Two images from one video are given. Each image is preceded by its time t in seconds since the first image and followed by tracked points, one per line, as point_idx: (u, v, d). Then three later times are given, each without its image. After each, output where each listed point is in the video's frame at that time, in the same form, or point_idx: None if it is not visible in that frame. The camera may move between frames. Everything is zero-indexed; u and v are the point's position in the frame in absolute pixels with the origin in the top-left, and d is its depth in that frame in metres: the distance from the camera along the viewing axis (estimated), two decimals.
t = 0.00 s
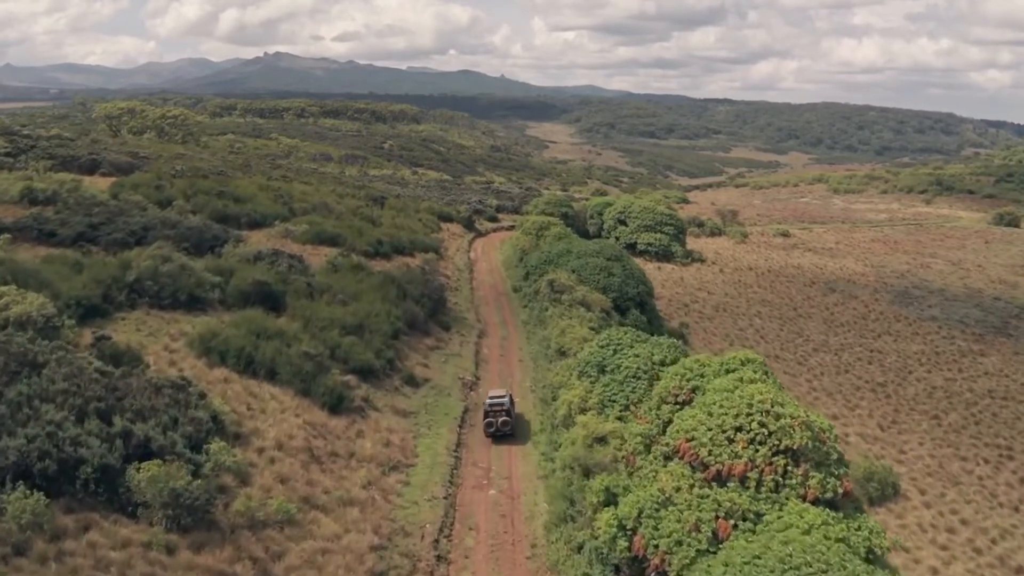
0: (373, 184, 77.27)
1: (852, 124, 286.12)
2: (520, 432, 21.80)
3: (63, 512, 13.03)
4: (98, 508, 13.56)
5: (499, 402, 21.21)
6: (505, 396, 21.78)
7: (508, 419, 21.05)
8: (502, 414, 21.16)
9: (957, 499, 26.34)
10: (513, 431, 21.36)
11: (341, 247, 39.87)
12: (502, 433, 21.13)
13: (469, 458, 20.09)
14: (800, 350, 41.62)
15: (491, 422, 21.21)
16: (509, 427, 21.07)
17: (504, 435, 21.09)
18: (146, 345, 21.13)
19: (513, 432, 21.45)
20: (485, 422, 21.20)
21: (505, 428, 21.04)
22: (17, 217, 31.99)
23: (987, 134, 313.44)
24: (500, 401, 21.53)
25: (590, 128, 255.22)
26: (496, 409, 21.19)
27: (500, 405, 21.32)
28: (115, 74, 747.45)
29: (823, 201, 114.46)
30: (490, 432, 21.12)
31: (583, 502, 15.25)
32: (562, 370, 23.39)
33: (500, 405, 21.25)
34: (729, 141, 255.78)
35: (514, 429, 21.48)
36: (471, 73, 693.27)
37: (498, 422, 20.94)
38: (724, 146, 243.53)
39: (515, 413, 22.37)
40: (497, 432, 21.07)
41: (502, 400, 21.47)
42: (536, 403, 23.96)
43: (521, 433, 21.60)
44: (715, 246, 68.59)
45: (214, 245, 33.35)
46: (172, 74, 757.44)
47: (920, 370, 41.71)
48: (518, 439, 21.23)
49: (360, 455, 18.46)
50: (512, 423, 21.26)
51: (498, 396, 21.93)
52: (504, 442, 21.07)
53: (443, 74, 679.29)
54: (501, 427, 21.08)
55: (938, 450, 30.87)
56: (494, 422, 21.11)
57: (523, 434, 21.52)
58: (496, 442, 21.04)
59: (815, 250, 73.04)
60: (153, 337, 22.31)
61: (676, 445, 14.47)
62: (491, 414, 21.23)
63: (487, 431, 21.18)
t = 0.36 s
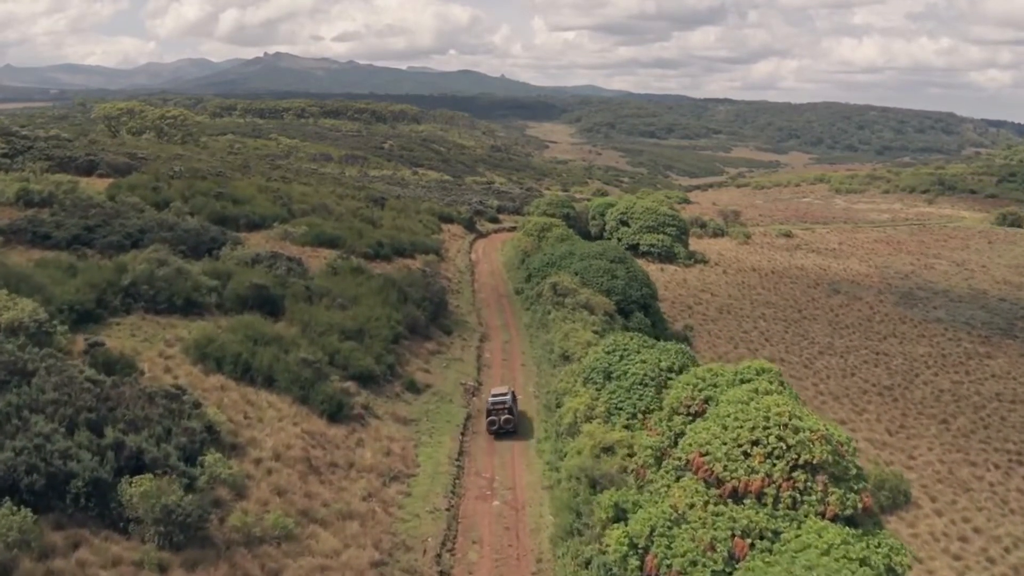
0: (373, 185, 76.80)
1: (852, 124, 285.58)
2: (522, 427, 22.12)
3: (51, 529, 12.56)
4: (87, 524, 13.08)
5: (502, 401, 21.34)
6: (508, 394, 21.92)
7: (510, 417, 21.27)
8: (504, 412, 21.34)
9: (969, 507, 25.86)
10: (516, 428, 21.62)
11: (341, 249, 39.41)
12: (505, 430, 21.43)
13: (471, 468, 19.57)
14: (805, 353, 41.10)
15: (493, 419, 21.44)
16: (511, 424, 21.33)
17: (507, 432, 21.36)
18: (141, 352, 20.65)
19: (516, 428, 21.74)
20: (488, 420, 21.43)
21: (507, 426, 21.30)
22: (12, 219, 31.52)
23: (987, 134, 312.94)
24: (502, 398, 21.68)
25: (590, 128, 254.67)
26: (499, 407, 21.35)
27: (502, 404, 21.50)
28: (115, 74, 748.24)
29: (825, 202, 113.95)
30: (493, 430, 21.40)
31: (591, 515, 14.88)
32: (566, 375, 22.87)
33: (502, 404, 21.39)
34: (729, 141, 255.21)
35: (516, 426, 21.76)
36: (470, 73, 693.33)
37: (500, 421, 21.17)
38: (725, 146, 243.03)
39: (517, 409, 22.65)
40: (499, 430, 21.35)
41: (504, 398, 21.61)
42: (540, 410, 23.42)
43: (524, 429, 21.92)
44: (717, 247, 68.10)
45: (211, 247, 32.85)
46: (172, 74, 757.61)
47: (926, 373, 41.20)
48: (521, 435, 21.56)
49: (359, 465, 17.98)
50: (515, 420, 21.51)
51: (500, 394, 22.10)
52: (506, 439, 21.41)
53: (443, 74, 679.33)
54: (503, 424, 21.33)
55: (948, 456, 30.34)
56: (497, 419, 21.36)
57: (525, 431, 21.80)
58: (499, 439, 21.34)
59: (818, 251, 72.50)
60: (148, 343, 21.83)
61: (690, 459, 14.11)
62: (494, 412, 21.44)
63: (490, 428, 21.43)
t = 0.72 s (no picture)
0: (373, 185, 76.30)
1: (853, 123, 284.95)
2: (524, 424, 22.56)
3: (36, 548, 12.03)
4: (76, 542, 12.56)
5: (506, 397, 21.75)
6: (512, 391, 22.29)
7: (515, 414, 21.59)
8: (509, 408, 21.70)
9: (982, 514, 25.37)
10: (519, 425, 21.92)
11: (341, 251, 38.88)
12: (509, 427, 21.73)
13: (474, 479, 19.03)
14: (811, 356, 40.53)
15: (498, 416, 21.75)
16: (515, 421, 21.63)
17: (511, 429, 21.67)
18: (135, 359, 20.12)
19: (520, 426, 22.03)
20: (493, 416, 21.74)
21: (511, 422, 21.61)
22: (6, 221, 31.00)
23: (988, 133, 312.40)
24: (506, 395, 22.05)
25: (590, 128, 254.11)
26: (503, 404, 21.72)
27: (507, 400, 21.89)
28: (115, 74, 747.87)
29: (827, 202, 113.46)
30: (498, 426, 21.70)
31: (600, 531, 14.43)
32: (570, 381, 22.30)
33: (507, 401, 21.78)
34: (730, 141, 254.67)
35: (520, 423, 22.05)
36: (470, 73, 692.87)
37: (505, 417, 21.49)
38: (725, 145, 242.48)
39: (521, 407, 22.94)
40: (503, 426, 21.65)
41: (508, 394, 21.98)
42: (543, 417, 22.87)
43: (527, 427, 22.20)
44: (720, 248, 67.55)
45: (209, 250, 32.32)
46: (172, 74, 757.37)
47: (934, 376, 40.64)
48: (525, 432, 21.89)
49: (359, 477, 17.44)
50: (519, 417, 21.84)
51: (504, 391, 22.46)
52: (509, 436, 21.66)
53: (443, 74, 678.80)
54: (507, 421, 21.64)
55: (958, 462, 29.82)
56: (502, 416, 21.66)
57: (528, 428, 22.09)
58: (503, 436, 21.61)
59: (821, 252, 71.92)
60: (143, 350, 21.30)
61: (706, 475, 13.68)
62: (498, 409, 21.76)
63: (494, 424, 21.75)
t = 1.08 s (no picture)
0: (373, 185, 75.77)
1: (854, 123, 284.35)
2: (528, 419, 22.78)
3: (20, 569, 11.51)
4: (62, 562, 12.04)
5: (511, 393, 22.03)
6: (517, 387, 22.56)
7: (519, 410, 21.89)
8: (513, 404, 21.99)
9: (996, 522, 24.86)
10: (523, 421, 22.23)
11: (340, 253, 38.33)
12: (513, 422, 22.04)
13: (477, 490, 18.49)
14: (817, 359, 39.95)
15: (502, 411, 22.06)
16: (519, 417, 21.92)
17: (515, 424, 21.97)
18: (129, 366, 19.58)
19: (524, 422, 22.32)
20: (497, 412, 22.07)
21: (515, 418, 21.91)
22: None
23: (989, 133, 311.78)
24: (511, 391, 22.31)
25: (591, 128, 253.67)
26: (508, 400, 22.01)
27: (511, 396, 22.11)
28: (115, 74, 748.07)
29: (829, 202, 112.92)
30: (501, 421, 22.04)
31: (609, 549, 13.93)
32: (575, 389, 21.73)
33: (511, 397, 22.06)
34: (731, 141, 254.13)
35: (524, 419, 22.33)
36: (471, 73, 692.93)
37: (509, 413, 21.81)
38: (726, 145, 241.90)
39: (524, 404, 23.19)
40: (507, 422, 21.96)
41: (513, 390, 22.25)
42: (548, 425, 22.29)
43: (531, 423, 22.47)
44: (724, 249, 66.99)
45: (206, 252, 31.77)
46: (172, 74, 757.27)
47: (942, 380, 40.04)
48: (528, 429, 22.13)
49: (358, 489, 16.91)
50: (523, 413, 22.14)
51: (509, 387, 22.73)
52: (513, 431, 21.96)
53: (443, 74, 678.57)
54: (511, 417, 21.95)
55: (969, 468, 29.26)
56: (506, 411, 21.98)
57: (532, 424, 22.37)
58: (506, 431, 21.92)
59: (824, 253, 71.34)
60: (136, 357, 20.77)
61: (722, 493, 13.18)
62: (502, 404, 22.07)
63: (498, 419, 22.06)
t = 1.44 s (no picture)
0: (372, 186, 75.20)
1: (854, 123, 283.68)
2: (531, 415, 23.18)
3: None
4: None
5: (514, 390, 22.40)
6: (520, 384, 22.92)
7: (522, 406, 22.25)
8: (516, 401, 22.35)
9: (1009, 530, 24.40)
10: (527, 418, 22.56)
11: (339, 255, 37.79)
12: (516, 418, 22.40)
13: (479, 501, 17.94)
14: (824, 362, 39.42)
15: (505, 408, 22.44)
16: (522, 413, 22.28)
17: (518, 420, 22.31)
18: (121, 374, 19.06)
19: (527, 418, 22.67)
20: (500, 408, 22.45)
21: (518, 414, 22.27)
22: None
23: (990, 132, 311.29)
24: (514, 388, 22.69)
25: (591, 127, 253.03)
26: (511, 396, 22.39)
27: (514, 393, 22.56)
28: (115, 74, 748.16)
29: (830, 202, 112.41)
30: (505, 418, 22.39)
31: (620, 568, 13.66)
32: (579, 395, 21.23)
33: (515, 393, 22.44)
34: (731, 141, 253.55)
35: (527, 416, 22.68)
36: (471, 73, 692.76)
37: (512, 409, 22.19)
38: (726, 145, 241.28)
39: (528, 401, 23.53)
40: (511, 418, 22.33)
41: (517, 387, 22.62)
42: (553, 433, 21.69)
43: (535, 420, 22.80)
44: (726, 249, 66.45)
45: (203, 254, 31.24)
46: (172, 74, 757.55)
47: (949, 383, 39.52)
48: (531, 425, 22.43)
49: (357, 501, 16.41)
50: (526, 409, 22.47)
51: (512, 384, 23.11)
52: (516, 427, 22.29)
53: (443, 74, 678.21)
54: (515, 413, 22.32)
55: (980, 474, 28.74)
56: (509, 408, 22.37)
57: (536, 421, 22.70)
58: (510, 427, 22.28)
59: (827, 253, 70.78)
60: (129, 364, 20.25)
61: (739, 512, 12.93)
62: (506, 401, 22.47)
63: (502, 416, 22.44)
